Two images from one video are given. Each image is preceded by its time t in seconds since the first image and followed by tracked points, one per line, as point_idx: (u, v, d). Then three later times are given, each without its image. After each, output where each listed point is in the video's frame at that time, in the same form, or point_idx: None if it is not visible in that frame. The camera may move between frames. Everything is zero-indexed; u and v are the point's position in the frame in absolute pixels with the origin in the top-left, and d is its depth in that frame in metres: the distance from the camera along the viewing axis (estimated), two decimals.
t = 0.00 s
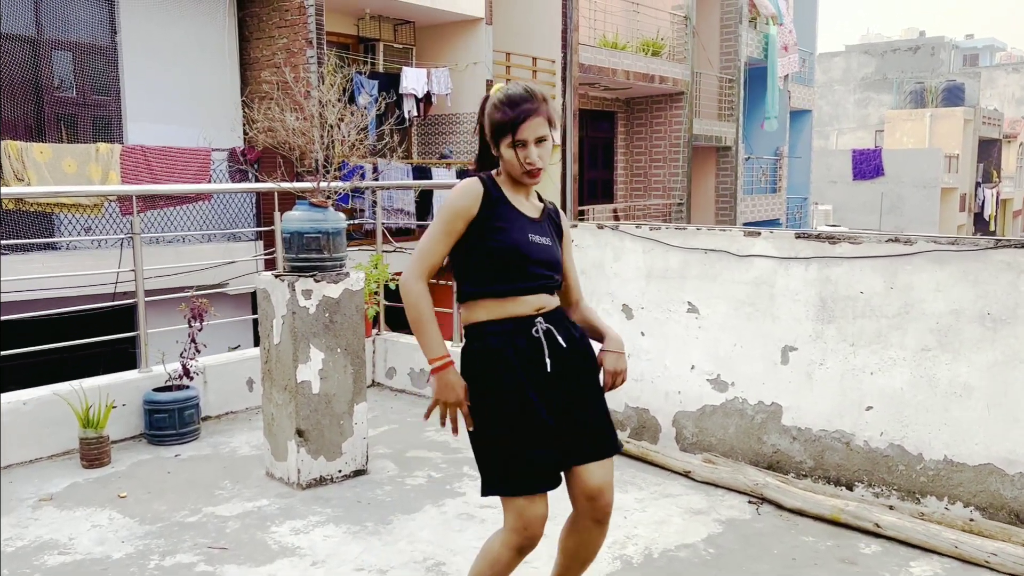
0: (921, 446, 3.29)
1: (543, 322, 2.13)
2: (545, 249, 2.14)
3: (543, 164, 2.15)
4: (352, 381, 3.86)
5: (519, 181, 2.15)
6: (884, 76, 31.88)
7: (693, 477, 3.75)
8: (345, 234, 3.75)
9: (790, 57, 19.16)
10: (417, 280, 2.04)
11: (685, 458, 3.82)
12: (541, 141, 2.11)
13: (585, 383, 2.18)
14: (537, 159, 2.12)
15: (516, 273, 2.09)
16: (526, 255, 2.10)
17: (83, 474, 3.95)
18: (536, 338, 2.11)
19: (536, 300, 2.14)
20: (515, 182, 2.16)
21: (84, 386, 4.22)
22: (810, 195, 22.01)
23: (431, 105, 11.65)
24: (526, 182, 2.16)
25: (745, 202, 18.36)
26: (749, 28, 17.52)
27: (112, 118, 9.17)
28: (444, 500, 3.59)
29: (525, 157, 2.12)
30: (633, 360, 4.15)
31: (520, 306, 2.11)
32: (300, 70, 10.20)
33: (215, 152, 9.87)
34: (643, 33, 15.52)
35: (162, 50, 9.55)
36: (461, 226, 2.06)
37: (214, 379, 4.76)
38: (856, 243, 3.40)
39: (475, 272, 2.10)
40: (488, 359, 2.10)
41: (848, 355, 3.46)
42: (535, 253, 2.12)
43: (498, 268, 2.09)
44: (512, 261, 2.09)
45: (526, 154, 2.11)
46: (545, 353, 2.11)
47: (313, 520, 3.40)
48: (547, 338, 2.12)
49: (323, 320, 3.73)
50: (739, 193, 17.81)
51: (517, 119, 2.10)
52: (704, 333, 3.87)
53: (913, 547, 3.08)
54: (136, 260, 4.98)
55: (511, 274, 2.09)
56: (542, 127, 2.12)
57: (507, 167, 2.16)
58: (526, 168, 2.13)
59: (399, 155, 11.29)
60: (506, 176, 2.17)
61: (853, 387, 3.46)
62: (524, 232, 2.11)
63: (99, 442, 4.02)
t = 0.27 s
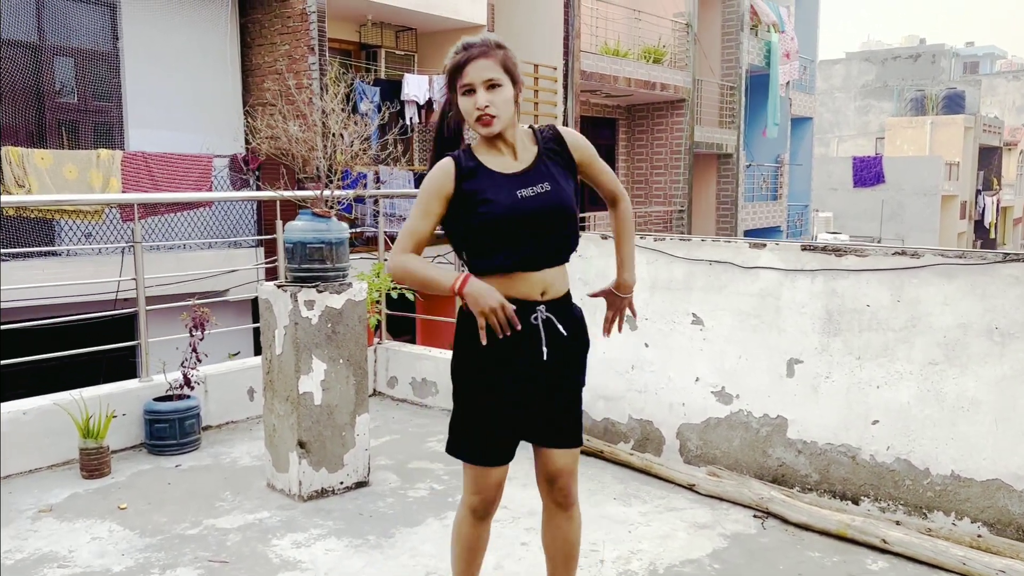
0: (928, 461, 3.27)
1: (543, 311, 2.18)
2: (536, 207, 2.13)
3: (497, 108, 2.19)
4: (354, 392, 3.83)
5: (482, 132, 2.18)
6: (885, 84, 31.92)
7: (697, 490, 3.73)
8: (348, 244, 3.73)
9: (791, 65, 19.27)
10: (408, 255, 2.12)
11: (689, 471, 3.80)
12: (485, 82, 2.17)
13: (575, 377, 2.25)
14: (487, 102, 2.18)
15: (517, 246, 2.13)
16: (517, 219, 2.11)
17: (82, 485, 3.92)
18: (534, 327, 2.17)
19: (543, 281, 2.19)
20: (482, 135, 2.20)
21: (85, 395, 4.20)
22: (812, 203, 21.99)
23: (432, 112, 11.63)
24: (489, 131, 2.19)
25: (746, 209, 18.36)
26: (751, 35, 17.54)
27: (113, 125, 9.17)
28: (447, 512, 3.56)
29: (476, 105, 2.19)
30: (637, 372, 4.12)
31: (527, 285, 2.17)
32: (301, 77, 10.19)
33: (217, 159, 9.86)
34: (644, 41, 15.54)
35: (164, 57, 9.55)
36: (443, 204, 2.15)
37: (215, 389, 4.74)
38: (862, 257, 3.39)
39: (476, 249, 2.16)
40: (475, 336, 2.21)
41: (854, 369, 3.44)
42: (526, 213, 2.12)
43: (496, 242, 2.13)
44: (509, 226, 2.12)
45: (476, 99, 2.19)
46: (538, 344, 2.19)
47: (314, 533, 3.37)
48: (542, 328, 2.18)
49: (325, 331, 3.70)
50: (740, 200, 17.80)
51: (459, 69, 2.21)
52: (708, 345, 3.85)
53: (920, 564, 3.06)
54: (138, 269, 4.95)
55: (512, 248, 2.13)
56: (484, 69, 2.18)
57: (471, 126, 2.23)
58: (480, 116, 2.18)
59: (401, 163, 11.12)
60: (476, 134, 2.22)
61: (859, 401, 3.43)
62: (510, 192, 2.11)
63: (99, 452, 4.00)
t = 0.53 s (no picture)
0: (931, 472, 3.26)
1: (519, 335, 2.16)
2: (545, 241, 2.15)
3: (521, 131, 2.22)
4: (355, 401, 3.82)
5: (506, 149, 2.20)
6: (884, 90, 32.00)
7: (699, 501, 3.73)
8: (350, 253, 3.72)
9: (791, 71, 19.31)
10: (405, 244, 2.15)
11: (691, 481, 3.80)
12: (514, 104, 2.19)
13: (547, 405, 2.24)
14: (514, 125, 2.20)
15: (517, 272, 2.13)
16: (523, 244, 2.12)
17: (82, 493, 3.91)
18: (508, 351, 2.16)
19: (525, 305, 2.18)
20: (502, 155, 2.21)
21: (85, 403, 4.18)
22: (811, 209, 22.01)
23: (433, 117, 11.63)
24: (513, 155, 2.20)
25: (746, 216, 18.36)
26: (751, 42, 17.57)
27: (113, 129, 9.17)
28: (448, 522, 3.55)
29: (500, 127, 2.21)
30: (638, 381, 4.11)
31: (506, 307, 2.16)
32: (302, 82, 10.17)
33: (217, 164, 9.86)
34: (645, 47, 15.56)
35: (165, 62, 9.55)
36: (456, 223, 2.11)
37: (215, 396, 4.73)
38: (865, 268, 3.38)
39: (469, 268, 2.14)
40: (452, 355, 2.18)
41: (857, 380, 3.43)
42: (530, 240, 2.13)
43: (496, 264, 2.12)
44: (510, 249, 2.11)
45: (501, 122, 2.21)
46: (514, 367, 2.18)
47: (315, 543, 3.36)
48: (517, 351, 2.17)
49: (326, 340, 3.70)
50: (739, 206, 17.81)
51: (486, 89, 2.23)
52: (710, 354, 3.84)
53: None
54: (138, 275, 4.94)
55: (511, 274, 2.13)
56: (512, 91, 2.21)
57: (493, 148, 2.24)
58: (505, 138, 2.20)
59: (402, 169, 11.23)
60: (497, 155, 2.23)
61: (862, 413, 3.42)
62: (522, 220, 2.12)
63: (99, 461, 3.99)
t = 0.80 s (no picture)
0: (932, 483, 3.26)
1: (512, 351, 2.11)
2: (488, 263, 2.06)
3: (500, 157, 2.09)
4: (356, 408, 3.81)
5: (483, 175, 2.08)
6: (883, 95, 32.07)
7: (700, 509, 3.72)
8: (352, 260, 3.72)
9: (791, 77, 19.34)
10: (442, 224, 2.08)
11: (692, 490, 3.79)
12: (493, 127, 2.06)
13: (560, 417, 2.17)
14: (493, 148, 2.08)
15: (477, 300, 2.11)
16: (468, 271, 2.09)
17: (82, 500, 3.91)
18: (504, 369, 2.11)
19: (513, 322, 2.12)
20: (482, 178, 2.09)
21: (85, 409, 4.18)
22: (810, 214, 22.03)
23: (433, 122, 11.64)
24: (488, 180, 2.09)
25: (745, 220, 18.37)
26: (750, 47, 17.59)
27: (114, 133, 9.17)
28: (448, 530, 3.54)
29: (479, 149, 2.08)
30: (639, 389, 4.11)
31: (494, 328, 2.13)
32: (302, 86, 10.17)
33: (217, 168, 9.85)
34: (645, 52, 15.58)
35: (167, 66, 9.55)
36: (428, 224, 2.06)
37: (215, 403, 4.72)
38: (867, 277, 3.38)
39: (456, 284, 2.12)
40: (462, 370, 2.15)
41: (858, 390, 3.43)
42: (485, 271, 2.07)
43: (460, 293, 2.12)
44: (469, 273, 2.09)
45: (480, 143, 2.08)
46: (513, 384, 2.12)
47: (316, 551, 3.35)
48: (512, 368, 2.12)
49: (327, 347, 3.69)
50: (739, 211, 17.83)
51: (468, 109, 2.09)
52: (711, 363, 3.84)
53: None
54: (138, 281, 4.93)
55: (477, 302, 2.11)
56: (495, 114, 2.08)
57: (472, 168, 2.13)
58: (482, 162, 2.08)
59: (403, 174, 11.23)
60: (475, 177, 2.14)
61: (864, 422, 3.42)
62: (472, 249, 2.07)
63: (99, 467, 3.98)
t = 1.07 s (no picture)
0: (920, 476, 3.33)
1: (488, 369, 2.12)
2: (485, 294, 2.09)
3: (495, 191, 2.12)
4: (356, 402, 3.88)
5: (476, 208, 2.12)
6: (881, 97, 32.19)
7: (693, 503, 3.78)
8: (352, 258, 3.79)
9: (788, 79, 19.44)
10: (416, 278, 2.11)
11: (685, 484, 3.85)
12: (489, 164, 2.09)
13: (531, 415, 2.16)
14: (488, 184, 2.10)
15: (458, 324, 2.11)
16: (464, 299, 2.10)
17: (86, 492, 3.97)
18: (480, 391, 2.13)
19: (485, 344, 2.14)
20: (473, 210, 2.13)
21: (89, 403, 4.24)
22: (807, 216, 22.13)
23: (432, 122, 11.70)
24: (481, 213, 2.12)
25: (743, 222, 18.46)
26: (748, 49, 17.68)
27: (116, 133, 9.23)
28: (446, 522, 3.61)
29: (474, 183, 2.11)
30: (634, 385, 4.18)
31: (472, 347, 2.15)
32: (303, 86, 10.23)
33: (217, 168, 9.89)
34: (643, 54, 15.67)
35: (169, 67, 9.62)
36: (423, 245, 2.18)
37: (217, 398, 4.79)
38: (858, 275, 3.45)
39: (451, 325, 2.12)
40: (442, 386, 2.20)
41: (849, 385, 3.50)
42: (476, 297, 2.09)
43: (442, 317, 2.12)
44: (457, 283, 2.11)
45: (475, 179, 2.11)
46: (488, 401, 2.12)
47: (316, 542, 3.42)
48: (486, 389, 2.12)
49: (328, 343, 3.75)
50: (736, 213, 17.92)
51: (465, 146, 2.11)
52: (705, 359, 3.91)
53: None
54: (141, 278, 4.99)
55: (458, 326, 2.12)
56: (492, 152, 2.10)
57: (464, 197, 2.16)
58: (476, 196, 2.11)
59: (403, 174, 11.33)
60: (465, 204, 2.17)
61: (854, 417, 3.49)
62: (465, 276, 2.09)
63: (102, 461, 4.05)
